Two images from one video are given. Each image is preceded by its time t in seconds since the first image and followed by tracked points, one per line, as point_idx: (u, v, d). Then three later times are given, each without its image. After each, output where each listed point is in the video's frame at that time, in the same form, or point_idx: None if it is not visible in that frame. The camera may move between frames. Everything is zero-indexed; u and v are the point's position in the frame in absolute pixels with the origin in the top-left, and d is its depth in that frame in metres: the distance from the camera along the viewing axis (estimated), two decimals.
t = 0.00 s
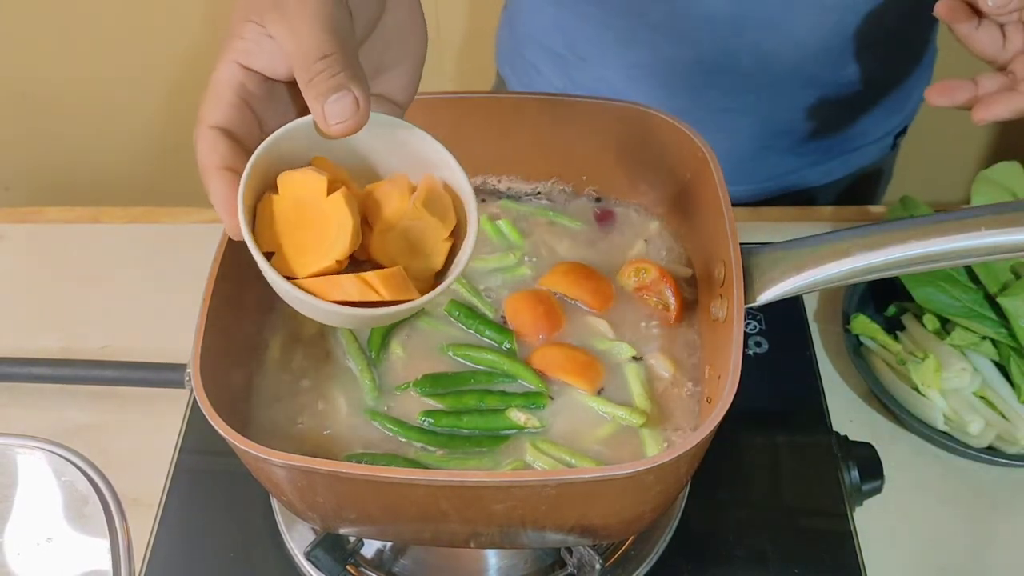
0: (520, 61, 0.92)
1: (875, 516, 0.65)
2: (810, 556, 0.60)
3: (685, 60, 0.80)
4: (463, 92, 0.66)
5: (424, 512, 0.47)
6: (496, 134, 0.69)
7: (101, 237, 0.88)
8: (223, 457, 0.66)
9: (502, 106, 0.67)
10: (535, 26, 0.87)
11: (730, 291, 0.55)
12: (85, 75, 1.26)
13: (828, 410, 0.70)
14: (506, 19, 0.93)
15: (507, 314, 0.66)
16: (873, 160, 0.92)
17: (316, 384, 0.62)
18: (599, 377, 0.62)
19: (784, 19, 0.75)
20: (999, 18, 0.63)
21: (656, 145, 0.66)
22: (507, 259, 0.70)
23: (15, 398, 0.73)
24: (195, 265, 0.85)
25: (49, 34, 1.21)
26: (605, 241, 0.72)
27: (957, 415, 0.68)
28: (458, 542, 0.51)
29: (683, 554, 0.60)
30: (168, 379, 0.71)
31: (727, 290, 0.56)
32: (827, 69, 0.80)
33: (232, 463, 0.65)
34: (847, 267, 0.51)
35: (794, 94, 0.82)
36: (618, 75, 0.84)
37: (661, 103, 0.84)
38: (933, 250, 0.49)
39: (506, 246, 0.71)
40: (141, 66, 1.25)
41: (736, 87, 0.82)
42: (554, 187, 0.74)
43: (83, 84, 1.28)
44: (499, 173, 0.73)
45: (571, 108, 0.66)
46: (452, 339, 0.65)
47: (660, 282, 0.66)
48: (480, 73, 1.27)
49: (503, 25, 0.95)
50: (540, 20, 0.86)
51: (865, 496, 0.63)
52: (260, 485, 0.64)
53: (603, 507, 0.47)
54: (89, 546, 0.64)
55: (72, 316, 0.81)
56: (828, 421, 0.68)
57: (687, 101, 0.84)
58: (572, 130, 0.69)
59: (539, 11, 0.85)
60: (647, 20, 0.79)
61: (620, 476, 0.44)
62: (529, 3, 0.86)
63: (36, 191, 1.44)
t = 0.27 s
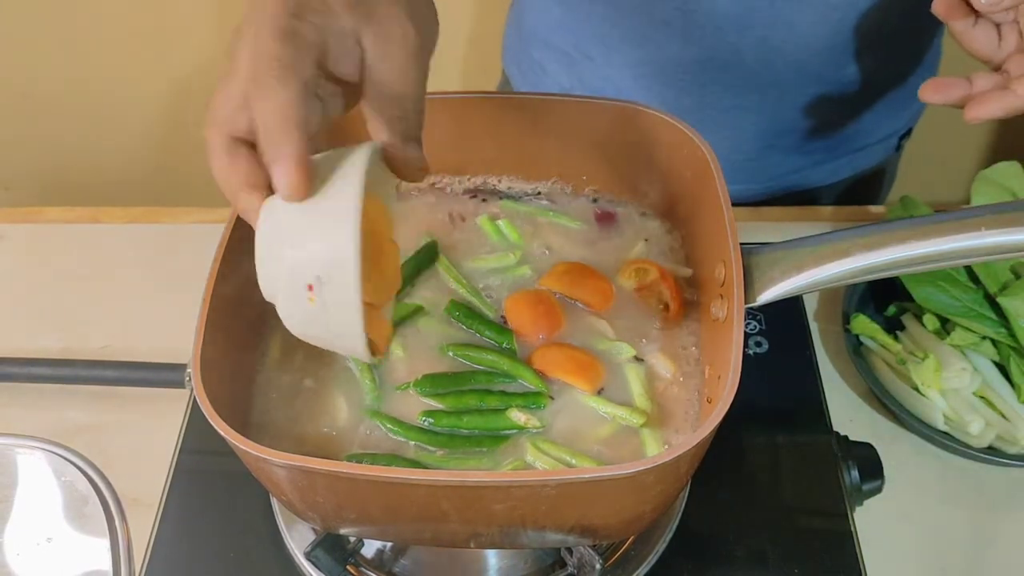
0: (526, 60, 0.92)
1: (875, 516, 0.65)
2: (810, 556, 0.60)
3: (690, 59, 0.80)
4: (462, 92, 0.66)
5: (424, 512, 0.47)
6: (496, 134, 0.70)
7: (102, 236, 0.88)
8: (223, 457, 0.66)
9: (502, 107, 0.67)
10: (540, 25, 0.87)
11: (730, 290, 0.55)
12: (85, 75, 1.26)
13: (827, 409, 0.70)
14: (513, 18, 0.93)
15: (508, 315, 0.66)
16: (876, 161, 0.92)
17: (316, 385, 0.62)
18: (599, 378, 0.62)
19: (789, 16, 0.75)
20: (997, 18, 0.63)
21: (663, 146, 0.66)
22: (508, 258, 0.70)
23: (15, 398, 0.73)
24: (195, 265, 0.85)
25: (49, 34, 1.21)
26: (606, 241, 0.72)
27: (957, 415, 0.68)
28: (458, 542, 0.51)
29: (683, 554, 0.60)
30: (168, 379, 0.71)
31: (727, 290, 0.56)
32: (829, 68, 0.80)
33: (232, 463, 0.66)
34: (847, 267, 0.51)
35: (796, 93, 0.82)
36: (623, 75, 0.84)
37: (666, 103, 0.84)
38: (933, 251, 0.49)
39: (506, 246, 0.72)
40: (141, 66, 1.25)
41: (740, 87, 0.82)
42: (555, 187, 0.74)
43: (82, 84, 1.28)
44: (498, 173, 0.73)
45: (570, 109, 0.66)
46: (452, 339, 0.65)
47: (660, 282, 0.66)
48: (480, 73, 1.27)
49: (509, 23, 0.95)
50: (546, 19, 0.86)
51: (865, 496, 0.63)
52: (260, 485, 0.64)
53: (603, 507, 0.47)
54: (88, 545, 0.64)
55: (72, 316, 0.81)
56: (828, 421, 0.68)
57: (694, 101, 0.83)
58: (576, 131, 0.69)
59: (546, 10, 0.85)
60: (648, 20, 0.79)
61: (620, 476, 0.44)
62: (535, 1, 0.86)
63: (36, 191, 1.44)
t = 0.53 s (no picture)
0: (529, 59, 0.92)
1: (875, 516, 0.65)
2: (811, 557, 0.60)
3: (692, 58, 0.80)
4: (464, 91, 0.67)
5: (424, 512, 0.47)
6: (496, 134, 0.70)
7: (102, 236, 0.88)
8: (223, 457, 0.66)
9: (504, 106, 0.67)
10: (543, 23, 0.87)
11: (730, 290, 0.55)
12: (86, 75, 1.26)
13: (827, 408, 0.70)
14: (517, 17, 0.93)
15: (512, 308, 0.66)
16: (878, 162, 0.92)
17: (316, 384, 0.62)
18: (608, 376, 0.62)
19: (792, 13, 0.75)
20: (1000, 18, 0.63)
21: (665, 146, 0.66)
22: (508, 252, 0.71)
23: (15, 398, 0.73)
24: (195, 265, 0.85)
25: (49, 34, 1.21)
26: (606, 242, 0.72)
27: (957, 415, 0.69)
28: (458, 542, 0.51)
29: (683, 554, 0.60)
30: (168, 379, 0.71)
31: (727, 290, 0.56)
32: (832, 67, 0.80)
33: (232, 463, 0.65)
34: (848, 267, 0.51)
35: (799, 92, 0.82)
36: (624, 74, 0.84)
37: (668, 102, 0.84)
38: (933, 251, 0.49)
39: (506, 242, 0.72)
40: (141, 66, 1.25)
41: (742, 85, 0.82)
42: (555, 187, 0.74)
43: (83, 84, 1.28)
44: (498, 174, 0.74)
45: (570, 109, 0.67)
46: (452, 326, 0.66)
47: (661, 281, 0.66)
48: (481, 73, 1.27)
49: (512, 23, 0.95)
50: (549, 18, 0.86)
51: (865, 496, 0.63)
52: (259, 485, 0.64)
53: (603, 507, 0.47)
54: (88, 545, 0.64)
55: (72, 315, 0.81)
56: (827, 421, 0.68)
57: (695, 100, 0.83)
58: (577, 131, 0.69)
59: (549, 8, 0.86)
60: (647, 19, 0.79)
61: (620, 475, 0.44)
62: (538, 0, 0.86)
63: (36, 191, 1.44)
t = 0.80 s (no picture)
0: (529, 59, 0.92)
1: (875, 516, 0.65)
2: (811, 557, 0.60)
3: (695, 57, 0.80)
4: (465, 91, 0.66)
5: (424, 512, 0.47)
6: (496, 134, 0.70)
7: (103, 236, 0.88)
8: (223, 457, 0.66)
9: (504, 107, 0.67)
10: (545, 23, 0.87)
11: (730, 291, 0.55)
12: (86, 75, 1.26)
13: (827, 409, 0.70)
14: (518, 17, 0.93)
15: (511, 307, 0.66)
16: (877, 162, 0.92)
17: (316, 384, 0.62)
18: (606, 376, 0.62)
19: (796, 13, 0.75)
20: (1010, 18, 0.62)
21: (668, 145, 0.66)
22: (509, 251, 0.71)
23: (15, 398, 0.73)
24: (194, 265, 0.85)
25: (49, 34, 1.21)
26: (605, 242, 0.72)
27: (957, 415, 0.69)
28: (458, 542, 0.51)
29: (683, 554, 0.60)
30: (168, 378, 0.71)
31: (727, 290, 0.56)
32: (835, 66, 0.80)
33: (232, 463, 0.65)
34: (848, 267, 0.51)
35: (802, 92, 0.82)
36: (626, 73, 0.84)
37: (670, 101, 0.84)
38: (934, 251, 0.49)
39: (505, 241, 0.73)
40: (141, 66, 1.25)
41: (745, 85, 0.82)
42: (555, 187, 0.74)
43: (83, 84, 1.28)
44: (498, 174, 0.74)
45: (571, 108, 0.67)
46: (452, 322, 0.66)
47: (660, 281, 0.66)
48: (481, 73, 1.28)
49: (512, 23, 0.95)
50: (550, 18, 0.86)
51: (865, 496, 0.63)
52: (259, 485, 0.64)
53: (603, 507, 0.47)
54: (88, 545, 0.64)
55: (72, 315, 0.81)
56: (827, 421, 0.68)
57: (697, 100, 0.83)
58: (579, 131, 0.68)
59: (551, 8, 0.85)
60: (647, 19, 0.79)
61: (620, 476, 0.44)
62: None
63: (36, 191, 1.44)
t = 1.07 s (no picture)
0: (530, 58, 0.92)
1: (875, 516, 0.65)
2: (812, 557, 0.60)
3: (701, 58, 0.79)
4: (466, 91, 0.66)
5: (424, 513, 0.47)
6: (495, 135, 0.70)
7: (103, 236, 0.88)
8: (223, 457, 0.66)
9: (504, 108, 0.67)
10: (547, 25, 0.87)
11: (730, 291, 0.55)
12: (86, 75, 1.26)
13: (827, 409, 0.70)
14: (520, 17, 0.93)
15: (511, 307, 0.66)
16: (879, 159, 0.93)
17: (316, 384, 0.62)
18: (606, 375, 0.62)
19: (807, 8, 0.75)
20: None
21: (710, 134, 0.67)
22: (509, 251, 0.71)
23: (15, 398, 0.73)
24: (194, 265, 0.85)
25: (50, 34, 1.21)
26: (605, 242, 0.72)
27: (957, 415, 0.69)
28: (458, 542, 0.51)
29: (683, 554, 0.60)
30: (168, 379, 0.71)
31: (727, 290, 0.56)
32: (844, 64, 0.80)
33: (232, 463, 0.65)
34: (848, 267, 0.51)
35: (811, 91, 0.82)
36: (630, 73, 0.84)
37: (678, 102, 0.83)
38: (933, 251, 0.49)
39: (505, 241, 0.73)
40: (141, 66, 1.25)
41: (757, 83, 0.81)
42: (554, 187, 0.74)
43: (83, 84, 1.28)
44: (498, 174, 0.73)
45: (571, 108, 0.66)
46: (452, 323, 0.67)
47: (661, 281, 0.66)
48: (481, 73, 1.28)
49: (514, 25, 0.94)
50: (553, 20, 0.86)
51: (865, 496, 0.63)
52: (259, 485, 0.64)
53: (603, 508, 0.47)
54: (89, 546, 0.64)
55: (72, 315, 0.81)
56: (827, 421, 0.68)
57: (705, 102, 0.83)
58: (581, 130, 0.68)
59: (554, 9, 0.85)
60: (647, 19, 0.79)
61: (621, 476, 0.44)
62: None
63: (36, 191, 1.44)
